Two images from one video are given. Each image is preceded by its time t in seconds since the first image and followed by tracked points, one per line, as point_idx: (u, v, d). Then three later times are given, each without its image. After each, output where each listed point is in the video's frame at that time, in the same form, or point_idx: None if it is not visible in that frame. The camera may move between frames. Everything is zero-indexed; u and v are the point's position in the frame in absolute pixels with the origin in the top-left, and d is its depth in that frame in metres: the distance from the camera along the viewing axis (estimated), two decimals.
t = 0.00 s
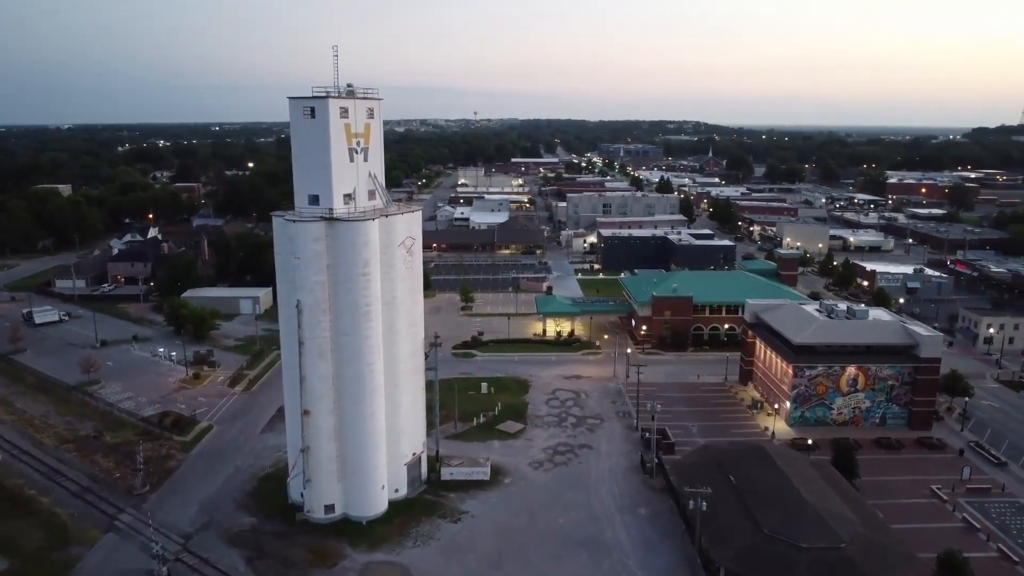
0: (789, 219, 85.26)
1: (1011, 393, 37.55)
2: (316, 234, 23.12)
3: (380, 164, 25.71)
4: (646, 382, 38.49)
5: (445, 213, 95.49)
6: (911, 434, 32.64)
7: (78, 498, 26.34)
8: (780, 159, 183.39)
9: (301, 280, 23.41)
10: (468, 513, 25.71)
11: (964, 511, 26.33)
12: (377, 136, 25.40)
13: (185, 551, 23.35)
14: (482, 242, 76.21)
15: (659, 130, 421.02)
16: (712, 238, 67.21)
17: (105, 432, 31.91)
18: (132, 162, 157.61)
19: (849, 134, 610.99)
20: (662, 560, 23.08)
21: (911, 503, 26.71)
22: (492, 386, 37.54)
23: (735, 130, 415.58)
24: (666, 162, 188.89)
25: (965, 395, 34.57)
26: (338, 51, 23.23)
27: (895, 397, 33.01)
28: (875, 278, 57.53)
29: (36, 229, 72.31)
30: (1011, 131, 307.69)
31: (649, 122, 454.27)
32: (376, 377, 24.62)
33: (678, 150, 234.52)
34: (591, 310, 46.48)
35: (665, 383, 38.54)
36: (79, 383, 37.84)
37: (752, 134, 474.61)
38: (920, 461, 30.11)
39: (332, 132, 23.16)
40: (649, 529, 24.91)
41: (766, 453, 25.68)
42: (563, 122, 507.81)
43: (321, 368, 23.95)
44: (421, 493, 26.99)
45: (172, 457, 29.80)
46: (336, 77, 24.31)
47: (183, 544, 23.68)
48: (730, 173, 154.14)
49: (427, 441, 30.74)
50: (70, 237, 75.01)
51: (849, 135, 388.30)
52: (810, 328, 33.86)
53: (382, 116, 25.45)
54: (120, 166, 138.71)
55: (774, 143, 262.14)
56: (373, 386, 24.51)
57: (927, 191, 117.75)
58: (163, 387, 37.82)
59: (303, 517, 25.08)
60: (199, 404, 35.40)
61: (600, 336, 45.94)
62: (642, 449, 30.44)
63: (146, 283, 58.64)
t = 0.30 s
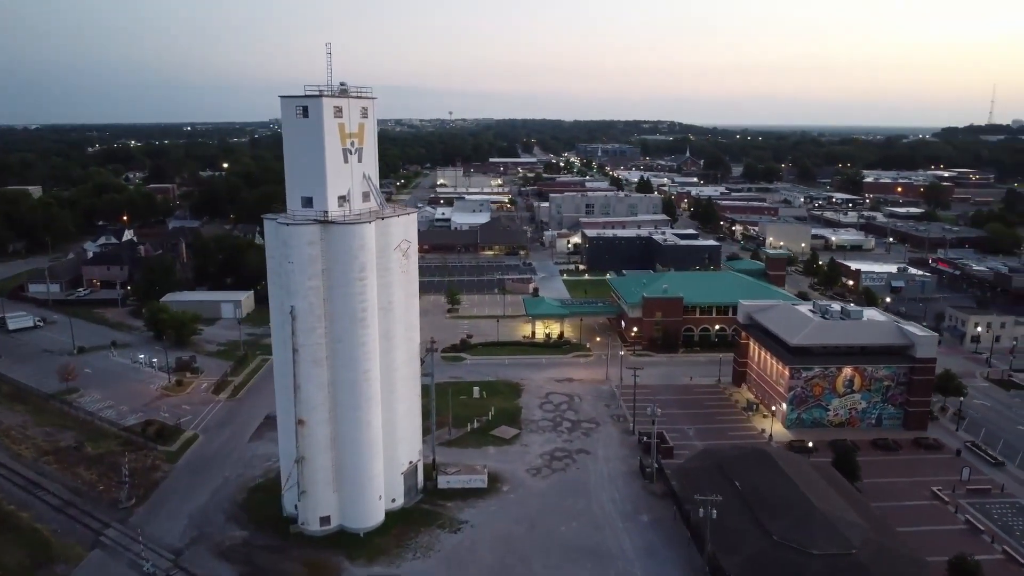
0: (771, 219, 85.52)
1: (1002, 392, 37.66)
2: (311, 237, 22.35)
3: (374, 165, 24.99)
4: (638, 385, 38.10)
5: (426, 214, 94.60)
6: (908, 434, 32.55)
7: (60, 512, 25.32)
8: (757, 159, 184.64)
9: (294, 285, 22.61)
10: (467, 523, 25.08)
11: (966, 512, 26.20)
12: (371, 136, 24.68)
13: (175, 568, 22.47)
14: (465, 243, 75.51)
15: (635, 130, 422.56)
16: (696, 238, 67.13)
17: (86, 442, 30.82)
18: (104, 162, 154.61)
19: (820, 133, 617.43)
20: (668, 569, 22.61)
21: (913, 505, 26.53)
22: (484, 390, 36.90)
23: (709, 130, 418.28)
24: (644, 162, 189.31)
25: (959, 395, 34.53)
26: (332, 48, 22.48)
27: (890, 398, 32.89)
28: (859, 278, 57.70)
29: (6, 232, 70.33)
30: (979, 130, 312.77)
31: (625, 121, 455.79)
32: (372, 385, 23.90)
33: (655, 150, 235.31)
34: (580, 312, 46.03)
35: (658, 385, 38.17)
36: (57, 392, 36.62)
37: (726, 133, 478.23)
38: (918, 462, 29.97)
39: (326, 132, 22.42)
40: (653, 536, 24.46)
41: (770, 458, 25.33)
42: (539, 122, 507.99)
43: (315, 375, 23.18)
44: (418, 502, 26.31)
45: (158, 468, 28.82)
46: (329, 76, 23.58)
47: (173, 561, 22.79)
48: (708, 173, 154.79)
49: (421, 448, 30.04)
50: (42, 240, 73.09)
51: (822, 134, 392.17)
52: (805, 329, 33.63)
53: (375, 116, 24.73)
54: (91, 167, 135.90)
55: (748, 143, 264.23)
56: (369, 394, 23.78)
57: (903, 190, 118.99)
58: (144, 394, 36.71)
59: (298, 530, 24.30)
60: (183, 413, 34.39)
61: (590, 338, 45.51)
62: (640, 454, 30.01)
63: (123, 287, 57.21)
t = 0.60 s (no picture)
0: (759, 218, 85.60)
1: (998, 391, 37.65)
2: (311, 240, 21.73)
3: (374, 166, 24.39)
4: (637, 387, 37.73)
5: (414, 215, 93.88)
6: (909, 436, 32.39)
7: (50, 525, 24.51)
8: (741, 158, 185.32)
9: (294, 289, 21.97)
10: (471, 531, 24.57)
11: (973, 515, 26.05)
12: (370, 137, 24.10)
13: None
14: (455, 243, 74.90)
15: (618, 130, 423.21)
16: (687, 238, 67.00)
17: (75, 451, 30.00)
18: (83, 163, 152.19)
19: (802, 133, 621.21)
20: None
21: (920, 508, 26.33)
22: (481, 394, 36.39)
23: (692, 131, 419.69)
24: (629, 162, 189.36)
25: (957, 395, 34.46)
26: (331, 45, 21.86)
27: (892, 399, 32.73)
28: (851, 277, 57.75)
29: None
30: (959, 130, 315.87)
31: (608, 121, 456.45)
32: (374, 392, 23.34)
33: (639, 151, 235.64)
34: (575, 313, 45.63)
35: (656, 387, 37.83)
36: (43, 399, 35.68)
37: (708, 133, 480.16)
38: (922, 464, 29.81)
39: (326, 132, 21.81)
40: (661, 542, 24.06)
41: (778, 463, 25.05)
42: (522, 121, 507.68)
43: (316, 382, 22.57)
44: (419, 510, 25.76)
45: (150, 477, 28.07)
46: (328, 74, 22.99)
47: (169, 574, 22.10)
48: (694, 173, 155.05)
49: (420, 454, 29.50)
50: (22, 242, 71.64)
51: (805, 134, 394.86)
52: (806, 330, 33.38)
53: (375, 115, 24.14)
54: (70, 168, 133.73)
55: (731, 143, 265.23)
56: (370, 402, 23.21)
57: (888, 189, 119.70)
58: (133, 401, 35.85)
59: (298, 541, 23.68)
60: (174, 420, 33.61)
61: (586, 340, 45.12)
62: (642, 458, 29.66)
63: (107, 290, 56.11)
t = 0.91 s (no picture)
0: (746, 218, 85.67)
1: (994, 391, 37.66)
2: (311, 244, 21.09)
3: (373, 167, 23.78)
4: (634, 390, 37.32)
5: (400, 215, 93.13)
6: (909, 437, 32.25)
7: (38, 539, 23.66)
8: (723, 158, 186.02)
9: (293, 294, 21.30)
10: (474, 541, 24.04)
11: (980, 518, 25.86)
12: (370, 137, 23.50)
13: None
14: (442, 244, 74.27)
15: (600, 130, 423.76)
16: (677, 239, 66.92)
17: (62, 461, 29.11)
18: (60, 163, 149.51)
19: (781, 133, 625.35)
20: None
21: (926, 510, 26.13)
22: (477, 398, 35.84)
23: (673, 131, 421.15)
24: (612, 161, 189.37)
25: (955, 395, 34.39)
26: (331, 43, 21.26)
27: (892, 400, 32.58)
28: (841, 277, 57.75)
29: None
30: (936, 130, 319.34)
31: (589, 121, 457.08)
32: (375, 400, 22.73)
33: (622, 151, 235.91)
34: (569, 316, 45.20)
35: (653, 390, 37.45)
36: (26, 407, 34.68)
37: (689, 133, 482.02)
38: (925, 465, 29.65)
39: (326, 132, 21.21)
40: (668, 549, 23.65)
41: (787, 467, 24.73)
42: (504, 121, 507.15)
43: (316, 390, 21.92)
44: (420, 519, 25.19)
45: (141, 488, 27.26)
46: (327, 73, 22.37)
47: None
48: (677, 172, 155.33)
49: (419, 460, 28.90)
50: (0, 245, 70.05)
51: (785, 134, 397.40)
52: (806, 331, 33.12)
53: (375, 115, 23.55)
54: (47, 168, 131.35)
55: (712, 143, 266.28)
56: (372, 409, 22.60)
57: (871, 188, 120.40)
58: (120, 409, 34.90)
59: (297, 553, 23.01)
60: (163, 428, 32.75)
61: (580, 342, 44.70)
62: (644, 463, 29.25)
63: (90, 294, 54.93)
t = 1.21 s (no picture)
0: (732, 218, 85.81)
1: (988, 390, 37.72)
2: (310, 247, 20.44)
3: (372, 168, 23.17)
4: (630, 392, 36.96)
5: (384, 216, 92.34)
6: (908, 437, 32.16)
7: (24, 555, 22.76)
8: (704, 158, 186.77)
9: (292, 299, 20.62)
10: (477, 550, 23.48)
11: (983, 519, 25.71)
12: (368, 138, 22.89)
13: None
14: (429, 246, 73.62)
15: (579, 130, 424.36)
16: (665, 239, 66.82)
17: (47, 472, 28.17)
18: (34, 164, 146.69)
19: (758, 133, 629.91)
20: None
21: (930, 512, 25.95)
22: (472, 402, 35.31)
23: (652, 131, 422.63)
24: (594, 161, 189.44)
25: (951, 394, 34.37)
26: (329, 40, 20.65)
27: (890, 401, 32.50)
28: (830, 277, 57.85)
29: None
30: (911, 130, 323.07)
31: (569, 121, 457.61)
32: (376, 407, 22.11)
33: (603, 151, 236.21)
34: (561, 317, 44.80)
35: (649, 392, 37.11)
36: (7, 416, 33.62)
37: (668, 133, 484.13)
38: (926, 466, 29.52)
39: (324, 132, 20.59)
40: (674, 555, 23.24)
41: (792, 471, 24.43)
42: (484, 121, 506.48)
43: (315, 398, 21.25)
44: (421, 529, 24.60)
45: (130, 500, 26.41)
46: (323, 72, 21.70)
47: None
48: (659, 172, 155.69)
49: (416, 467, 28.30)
50: None
51: (762, 135, 400.54)
52: (803, 332, 32.93)
53: (373, 115, 22.95)
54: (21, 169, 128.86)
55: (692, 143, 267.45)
56: (373, 417, 21.97)
57: (852, 188, 121.27)
58: (105, 417, 33.93)
59: (295, 566, 22.33)
60: (150, 436, 31.87)
61: (573, 344, 44.33)
62: (645, 468, 28.86)
63: (69, 298, 53.68)
